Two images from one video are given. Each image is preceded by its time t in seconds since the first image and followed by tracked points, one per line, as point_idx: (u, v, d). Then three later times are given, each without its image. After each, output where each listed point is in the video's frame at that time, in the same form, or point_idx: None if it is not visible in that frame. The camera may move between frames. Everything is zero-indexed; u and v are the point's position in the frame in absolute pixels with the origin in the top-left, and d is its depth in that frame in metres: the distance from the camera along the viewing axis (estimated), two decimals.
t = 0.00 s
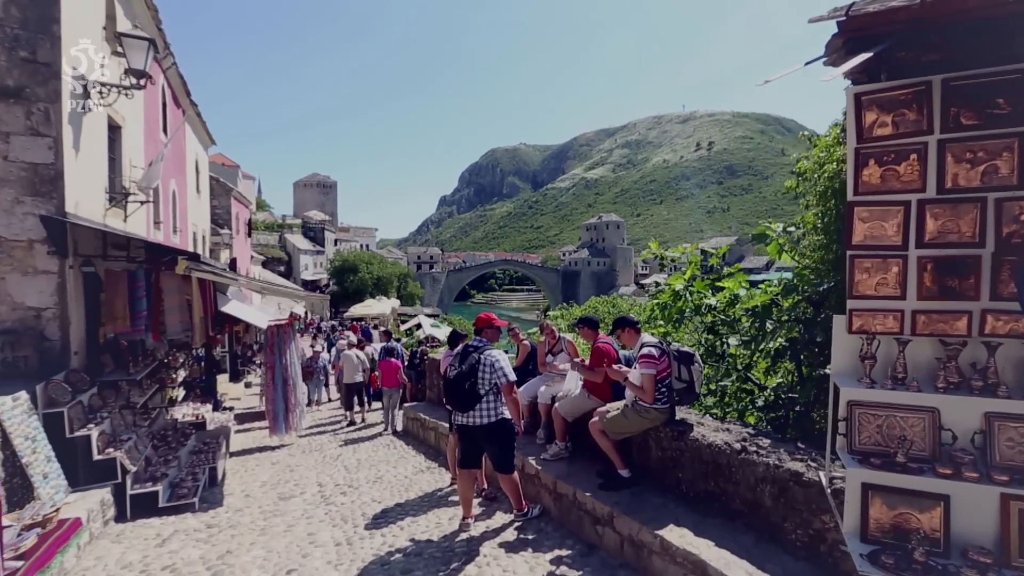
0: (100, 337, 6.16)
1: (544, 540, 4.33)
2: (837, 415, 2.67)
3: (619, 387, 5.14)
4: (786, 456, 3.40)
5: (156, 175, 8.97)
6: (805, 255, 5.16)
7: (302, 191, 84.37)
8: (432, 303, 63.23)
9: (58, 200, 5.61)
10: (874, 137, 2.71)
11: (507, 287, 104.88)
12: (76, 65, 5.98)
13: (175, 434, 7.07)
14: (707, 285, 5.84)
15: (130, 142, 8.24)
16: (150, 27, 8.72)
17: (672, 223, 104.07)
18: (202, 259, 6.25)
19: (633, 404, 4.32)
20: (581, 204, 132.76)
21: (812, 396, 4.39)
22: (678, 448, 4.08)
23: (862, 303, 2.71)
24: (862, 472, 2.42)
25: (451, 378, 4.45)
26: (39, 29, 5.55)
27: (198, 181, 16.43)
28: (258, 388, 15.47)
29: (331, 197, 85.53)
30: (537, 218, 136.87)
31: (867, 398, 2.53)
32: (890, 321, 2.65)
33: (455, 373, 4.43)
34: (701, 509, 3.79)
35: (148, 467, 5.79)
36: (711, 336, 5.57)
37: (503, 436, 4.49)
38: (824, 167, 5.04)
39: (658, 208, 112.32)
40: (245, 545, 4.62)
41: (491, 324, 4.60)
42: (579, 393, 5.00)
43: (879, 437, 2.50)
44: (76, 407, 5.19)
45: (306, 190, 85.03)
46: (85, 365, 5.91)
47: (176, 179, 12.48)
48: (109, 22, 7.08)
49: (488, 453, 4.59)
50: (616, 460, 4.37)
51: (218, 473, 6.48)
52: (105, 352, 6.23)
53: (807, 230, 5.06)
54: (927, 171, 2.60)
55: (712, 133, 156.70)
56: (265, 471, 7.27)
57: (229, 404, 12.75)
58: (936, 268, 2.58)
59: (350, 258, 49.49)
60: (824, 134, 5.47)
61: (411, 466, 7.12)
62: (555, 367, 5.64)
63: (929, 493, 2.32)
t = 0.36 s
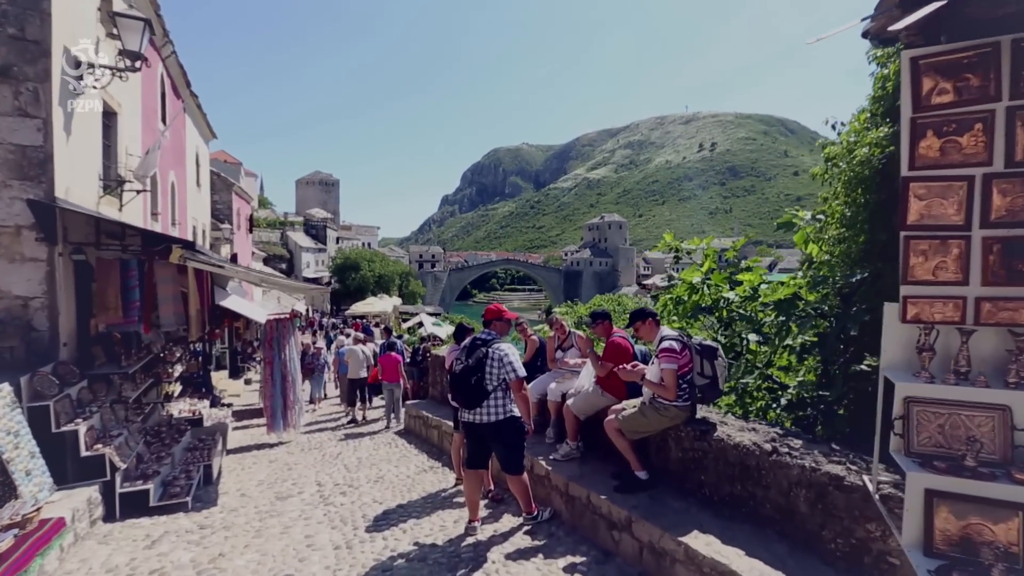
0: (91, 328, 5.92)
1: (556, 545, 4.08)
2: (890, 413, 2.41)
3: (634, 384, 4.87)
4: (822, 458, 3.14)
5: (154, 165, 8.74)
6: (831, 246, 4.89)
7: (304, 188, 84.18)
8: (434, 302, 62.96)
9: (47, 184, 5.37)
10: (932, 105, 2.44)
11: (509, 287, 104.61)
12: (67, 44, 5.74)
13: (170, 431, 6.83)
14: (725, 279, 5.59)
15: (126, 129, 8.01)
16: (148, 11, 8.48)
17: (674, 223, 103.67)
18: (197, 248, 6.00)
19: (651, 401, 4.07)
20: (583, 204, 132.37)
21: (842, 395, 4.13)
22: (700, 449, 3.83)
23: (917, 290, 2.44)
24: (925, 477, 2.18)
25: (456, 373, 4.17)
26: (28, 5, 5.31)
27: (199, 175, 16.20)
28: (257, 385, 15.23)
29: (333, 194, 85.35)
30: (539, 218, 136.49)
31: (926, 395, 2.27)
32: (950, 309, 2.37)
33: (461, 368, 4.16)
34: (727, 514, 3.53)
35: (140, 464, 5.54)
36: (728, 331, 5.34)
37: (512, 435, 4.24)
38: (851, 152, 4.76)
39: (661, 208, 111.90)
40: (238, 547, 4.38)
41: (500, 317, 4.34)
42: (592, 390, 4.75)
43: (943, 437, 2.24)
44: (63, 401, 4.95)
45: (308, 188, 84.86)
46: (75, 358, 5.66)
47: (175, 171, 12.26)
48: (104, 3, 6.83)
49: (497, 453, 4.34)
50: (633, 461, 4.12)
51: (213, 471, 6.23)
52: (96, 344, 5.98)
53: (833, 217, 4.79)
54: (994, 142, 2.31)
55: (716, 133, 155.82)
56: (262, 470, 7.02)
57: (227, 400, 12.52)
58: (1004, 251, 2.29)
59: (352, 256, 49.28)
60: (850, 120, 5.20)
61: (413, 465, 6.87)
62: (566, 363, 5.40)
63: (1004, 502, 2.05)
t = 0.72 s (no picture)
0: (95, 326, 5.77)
1: (579, 555, 3.84)
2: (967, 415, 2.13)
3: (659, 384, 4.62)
4: (874, 464, 2.88)
5: (162, 161, 8.61)
6: (869, 236, 4.58)
7: (313, 190, 84.55)
8: (442, 304, 62.85)
9: (50, 177, 5.22)
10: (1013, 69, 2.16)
11: (517, 289, 104.38)
12: (72, 35, 5.60)
13: (175, 431, 6.66)
14: (752, 273, 5.33)
15: (134, 124, 7.89)
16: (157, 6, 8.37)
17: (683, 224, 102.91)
18: (203, 243, 5.83)
19: (680, 402, 3.82)
20: (591, 205, 131.88)
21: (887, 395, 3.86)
22: (735, 453, 3.56)
23: (996, 279, 2.15)
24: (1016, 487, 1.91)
25: (473, 370, 3.92)
26: None
27: (208, 174, 16.14)
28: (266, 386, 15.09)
29: (341, 197, 85.65)
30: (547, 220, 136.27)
31: (1010, 392, 2.00)
32: None
33: (478, 364, 3.91)
34: (766, 524, 3.27)
35: (144, 466, 5.36)
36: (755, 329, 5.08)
37: (531, 437, 4.00)
38: (891, 138, 4.48)
39: (669, 210, 111.20)
40: (244, 554, 4.17)
41: (519, 312, 4.11)
42: (615, 390, 4.51)
43: None
44: (65, 400, 4.78)
45: (317, 190, 85.25)
46: (78, 356, 5.49)
47: (184, 169, 12.17)
48: None
49: (515, 456, 4.10)
50: (661, 467, 3.85)
51: (219, 473, 6.05)
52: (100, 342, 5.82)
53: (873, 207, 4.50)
54: None
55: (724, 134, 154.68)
56: (270, 472, 6.83)
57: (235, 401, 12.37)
58: None
59: (361, 257, 49.30)
60: (886, 105, 4.92)
61: (424, 468, 6.64)
62: (585, 362, 5.14)
63: None
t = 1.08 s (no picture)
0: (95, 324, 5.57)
1: (605, 564, 3.57)
2: None
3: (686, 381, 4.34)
4: (939, 466, 2.59)
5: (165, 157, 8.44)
6: (911, 220, 4.22)
7: (320, 192, 84.73)
8: (448, 304, 62.72)
9: (47, 169, 5.03)
10: None
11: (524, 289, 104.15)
12: (69, 23, 5.41)
13: (180, 433, 6.47)
14: (781, 264, 5.04)
15: (137, 119, 7.72)
16: None
17: (691, 223, 102.05)
18: (205, 237, 5.65)
19: (713, 399, 3.54)
20: (597, 204, 131.35)
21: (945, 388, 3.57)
22: (775, 454, 3.28)
23: None
24: None
25: (491, 364, 3.67)
26: None
27: (214, 174, 16.02)
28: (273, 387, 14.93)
29: (348, 198, 85.78)
30: (553, 219, 135.82)
31: None
32: None
33: (497, 359, 3.66)
34: (814, 532, 2.99)
35: (146, 469, 5.16)
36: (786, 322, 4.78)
37: (553, 438, 3.75)
38: (934, 114, 4.17)
39: (676, 208, 110.51)
40: (249, 562, 3.95)
41: (540, 304, 3.86)
42: (639, 387, 4.24)
43: None
44: (62, 401, 4.57)
45: (324, 193, 85.45)
46: (78, 356, 5.30)
47: (190, 168, 12.03)
48: None
49: (536, 457, 3.85)
50: (694, 469, 3.57)
51: (225, 476, 5.85)
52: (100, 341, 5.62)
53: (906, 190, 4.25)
54: None
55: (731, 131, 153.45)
56: (277, 475, 6.61)
57: (243, 402, 12.21)
58: None
59: (367, 258, 49.27)
60: (925, 81, 4.60)
61: (436, 470, 6.39)
62: (605, 358, 4.87)
63: None
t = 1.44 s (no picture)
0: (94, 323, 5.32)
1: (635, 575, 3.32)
2: None
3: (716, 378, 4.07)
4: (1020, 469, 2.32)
5: (167, 153, 8.24)
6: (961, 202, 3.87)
7: (324, 193, 84.77)
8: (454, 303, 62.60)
9: (41, 161, 4.81)
10: None
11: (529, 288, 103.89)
12: (63, 10, 5.19)
13: (184, 435, 6.26)
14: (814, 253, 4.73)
15: (137, 113, 7.52)
16: None
17: (696, 219, 101.38)
18: (206, 231, 5.40)
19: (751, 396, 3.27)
20: (602, 201, 130.77)
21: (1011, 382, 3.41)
22: (822, 456, 3.01)
23: None
24: None
25: (511, 361, 3.41)
26: None
27: (218, 173, 15.85)
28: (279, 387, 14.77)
29: (352, 198, 85.78)
30: (558, 217, 135.32)
31: None
32: None
33: (517, 354, 3.39)
34: (872, 541, 2.72)
35: (148, 473, 4.95)
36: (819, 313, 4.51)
37: (577, 438, 3.50)
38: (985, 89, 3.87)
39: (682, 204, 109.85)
40: (254, 573, 3.72)
41: (562, 295, 3.61)
42: (666, 384, 3.97)
43: None
44: (58, 402, 4.35)
45: (329, 193, 85.49)
46: (75, 356, 5.09)
47: (193, 165, 11.85)
48: None
49: (558, 459, 3.60)
50: (731, 471, 3.32)
51: (229, 479, 5.64)
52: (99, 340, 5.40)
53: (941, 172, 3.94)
54: None
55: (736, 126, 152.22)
56: (283, 478, 6.39)
57: (249, 403, 12.04)
58: None
59: (373, 257, 49.19)
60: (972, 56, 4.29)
61: (448, 472, 6.15)
62: (627, 354, 4.60)
63: None
